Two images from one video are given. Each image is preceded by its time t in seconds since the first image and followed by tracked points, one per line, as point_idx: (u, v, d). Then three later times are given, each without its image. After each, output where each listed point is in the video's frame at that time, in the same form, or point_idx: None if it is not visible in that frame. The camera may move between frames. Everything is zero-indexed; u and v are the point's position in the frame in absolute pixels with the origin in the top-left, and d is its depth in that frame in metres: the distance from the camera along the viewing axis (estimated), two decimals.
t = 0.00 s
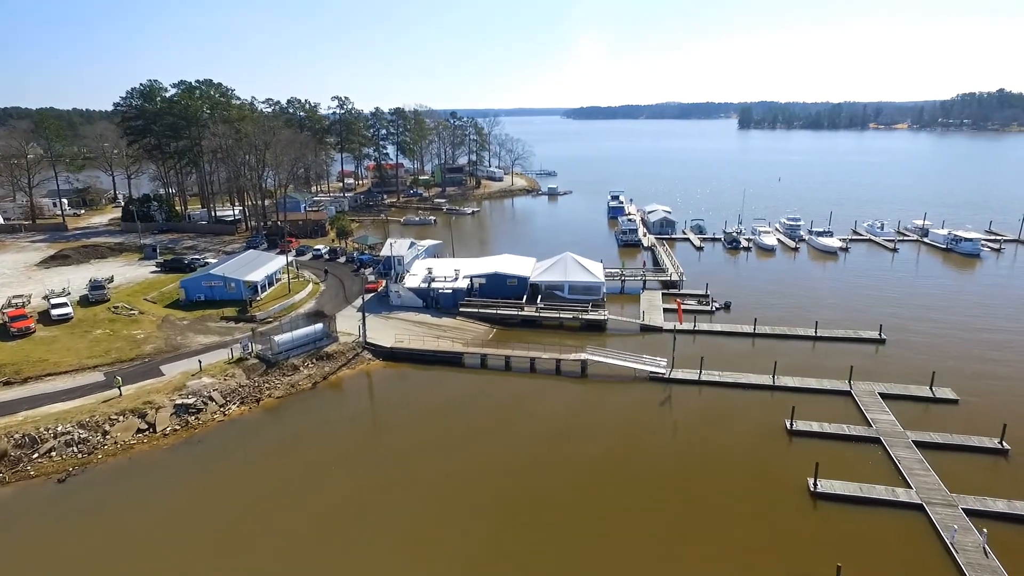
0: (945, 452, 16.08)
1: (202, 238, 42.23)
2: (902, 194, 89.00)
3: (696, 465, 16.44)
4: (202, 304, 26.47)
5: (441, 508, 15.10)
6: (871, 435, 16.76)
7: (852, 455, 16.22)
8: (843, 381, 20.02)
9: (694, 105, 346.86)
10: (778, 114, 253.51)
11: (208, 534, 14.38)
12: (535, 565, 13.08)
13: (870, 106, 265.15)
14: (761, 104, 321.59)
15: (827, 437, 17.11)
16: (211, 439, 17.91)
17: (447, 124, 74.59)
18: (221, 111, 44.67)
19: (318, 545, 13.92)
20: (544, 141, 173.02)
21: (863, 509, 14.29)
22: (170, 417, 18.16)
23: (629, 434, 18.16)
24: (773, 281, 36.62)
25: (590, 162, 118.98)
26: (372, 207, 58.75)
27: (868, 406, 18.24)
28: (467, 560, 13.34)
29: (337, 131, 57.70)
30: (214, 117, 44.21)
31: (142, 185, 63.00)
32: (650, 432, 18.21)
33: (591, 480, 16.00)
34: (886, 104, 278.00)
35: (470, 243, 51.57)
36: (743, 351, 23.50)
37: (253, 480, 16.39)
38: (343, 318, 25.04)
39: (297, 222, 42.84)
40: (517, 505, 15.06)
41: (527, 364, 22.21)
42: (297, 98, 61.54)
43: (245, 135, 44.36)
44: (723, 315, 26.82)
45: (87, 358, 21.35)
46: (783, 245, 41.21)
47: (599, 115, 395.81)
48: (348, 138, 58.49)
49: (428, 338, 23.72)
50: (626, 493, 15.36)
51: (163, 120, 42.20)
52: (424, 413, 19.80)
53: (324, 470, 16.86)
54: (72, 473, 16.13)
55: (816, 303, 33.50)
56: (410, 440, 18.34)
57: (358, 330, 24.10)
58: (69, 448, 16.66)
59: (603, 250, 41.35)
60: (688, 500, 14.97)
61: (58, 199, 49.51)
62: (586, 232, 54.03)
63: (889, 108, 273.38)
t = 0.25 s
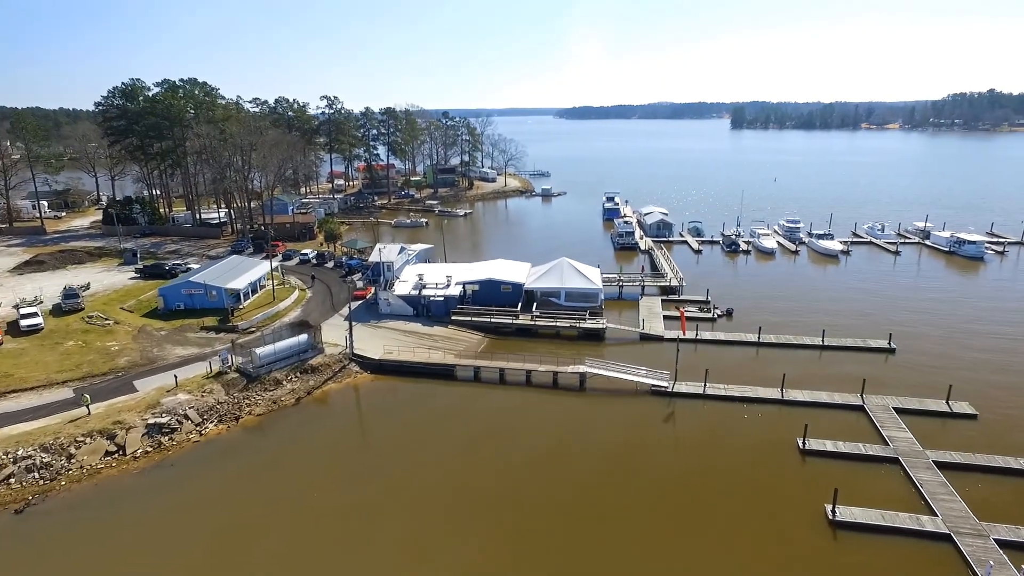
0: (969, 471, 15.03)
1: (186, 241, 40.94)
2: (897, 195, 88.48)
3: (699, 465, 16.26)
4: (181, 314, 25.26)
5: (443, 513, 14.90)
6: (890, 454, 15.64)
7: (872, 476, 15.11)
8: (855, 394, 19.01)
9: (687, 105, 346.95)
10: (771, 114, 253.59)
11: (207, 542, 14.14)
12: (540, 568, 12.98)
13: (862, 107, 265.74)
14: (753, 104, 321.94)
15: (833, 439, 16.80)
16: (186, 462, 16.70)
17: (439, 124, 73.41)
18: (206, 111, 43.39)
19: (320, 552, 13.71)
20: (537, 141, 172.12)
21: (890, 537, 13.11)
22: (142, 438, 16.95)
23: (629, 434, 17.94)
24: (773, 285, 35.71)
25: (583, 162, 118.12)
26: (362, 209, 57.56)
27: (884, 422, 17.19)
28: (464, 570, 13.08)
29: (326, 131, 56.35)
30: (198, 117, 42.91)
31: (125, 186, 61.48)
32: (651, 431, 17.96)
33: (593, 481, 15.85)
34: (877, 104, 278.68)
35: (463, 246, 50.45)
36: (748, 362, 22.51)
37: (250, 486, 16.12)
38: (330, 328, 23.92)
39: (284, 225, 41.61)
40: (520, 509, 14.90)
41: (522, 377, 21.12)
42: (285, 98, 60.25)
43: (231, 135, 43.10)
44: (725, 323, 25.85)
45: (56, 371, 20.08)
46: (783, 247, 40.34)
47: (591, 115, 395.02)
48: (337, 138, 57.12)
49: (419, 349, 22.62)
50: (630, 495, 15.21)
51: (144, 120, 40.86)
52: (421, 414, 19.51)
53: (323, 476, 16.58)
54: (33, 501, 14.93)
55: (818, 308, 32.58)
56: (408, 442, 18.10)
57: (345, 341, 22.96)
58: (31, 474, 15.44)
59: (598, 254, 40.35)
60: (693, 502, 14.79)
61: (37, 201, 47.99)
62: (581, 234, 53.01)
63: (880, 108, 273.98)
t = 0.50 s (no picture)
0: (997, 496, 14.04)
1: (169, 245, 39.64)
2: (893, 195, 87.94)
3: (705, 476, 15.67)
4: (159, 323, 24.07)
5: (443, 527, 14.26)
6: (911, 477, 14.65)
7: (894, 503, 14.08)
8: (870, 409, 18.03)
9: (679, 105, 346.97)
10: (764, 114, 253.53)
11: (195, 562, 13.35)
12: None
13: (854, 107, 266.11)
14: (746, 104, 322.08)
15: (839, 449, 16.26)
16: (159, 488, 15.54)
17: (431, 124, 72.24)
18: (190, 110, 42.12)
19: (316, 570, 13.02)
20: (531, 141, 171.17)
21: (921, 575, 12.10)
22: (110, 462, 15.75)
23: (630, 443, 17.33)
24: (775, 289, 34.80)
25: (577, 162, 117.22)
26: (352, 211, 56.34)
27: (903, 441, 16.19)
28: None
29: (317, 134, 55.90)
30: (183, 116, 41.61)
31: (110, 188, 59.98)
32: (653, 440, 17.33)
33: (596, 494, 15.22)
34: (870, 104, 279.21)
35: (456, 249, 49.33)
36: (754, 373, 21.50)
37: (238, 502, 15.35)
38: (316, 340, 22.77)
39: (271, 228, 40.39)
40: (523, 523, 14.27)
41: (518, 391, 20.00)
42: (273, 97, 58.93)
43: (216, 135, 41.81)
44: (728, 331, 24.88)
45: (21, 387, 18.81)
46: (783, 250, 39.46)
47: (585, 115, 394.61)
48: (326, 140, 56.27)
49: (409, 361, 21.50)
50: (637, 508, 14.58)
51: (126, 120, 39.56)
52: (413, 423, 18.81)
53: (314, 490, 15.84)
54: None
55: (822, 313, 31.67)
56: (401, 452, 17.41)
57: (332, 353, 21.80)
58: None
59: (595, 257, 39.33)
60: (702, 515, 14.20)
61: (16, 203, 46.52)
62: (576, 236, 51.99)
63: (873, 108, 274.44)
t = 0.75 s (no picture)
0: None
1: (151, 250, 38.30)
2: (889, 196, 87.46)
3: (712, 498, 14.73)
4: (134, 334, 22.86)
5: (435, 557, 13.24)
6: (935, 503, 13.65)
7: (919, 531, 13.07)
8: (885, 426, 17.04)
9: (672, 105, 346.87)
10: (756, 114, 253.55)
11: None
12: None
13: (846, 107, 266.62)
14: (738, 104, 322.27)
15: (845, 464, 15.45)
16: (125, 519, 14.29)
17: (423, 124, 71.07)
18: (172, 110, 40.78)
19: None
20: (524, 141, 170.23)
21: None
22: (72, 490, 14.53)
23: (632, 462, 16.29)
24: (776, 294, 33.86)
25: (570, 162, 116.34)
26: (342, 213, 55.10)
27: (923, 460, 15.21)
28: None
29: (305, 135, 54.75)
30: (165, 116, 40.26)
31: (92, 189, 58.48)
32: (653, 456, 16.39)
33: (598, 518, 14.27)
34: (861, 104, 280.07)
35: (448, 252, 48.16)
36: (760, 385, 20.47)
37: (215, 530, 14.19)
38: (300, 351, 21.62)
39: (257, 231, 39.10)
40: (522, 552, 13.31)
41: (513, 407, 18.88)
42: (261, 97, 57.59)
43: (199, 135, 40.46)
44: (731, 339, 23.93)
45: None
46: (783, 253, 38.60)
47: (577, 115, 394.08)
48: (314, 140, 55.07)
49: (398, 375, 20.34)
50: (644, 536, 13.62)
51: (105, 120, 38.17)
52: (398, 439, 17.79)
53: (297, 515, 14.74)
54: None
55: (825, 319, 30.74)
56: (387, 471, 16.37)
57: (316, 366, 20.63)
58: None
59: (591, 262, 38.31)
60: (714, 542, 13.30)
61: None
62: (571, 238, 50.96)
63: (865, 109, 275.21)
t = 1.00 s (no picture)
0: None
1: (125, 255, 36.77)
2: (878, 196, 87.30)
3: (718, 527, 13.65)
4: (102, 348, 21.51)
5: None
6: (961, 532, 12.73)
7: (946, 565, 12.13)
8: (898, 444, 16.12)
9: (659, 105, 347.16)
10: (744, 113, 254.12)
11: None
12: None
13: (833, 107, 268.03)
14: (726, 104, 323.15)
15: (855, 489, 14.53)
16: (81, 558, 13.02)
17: (410, 124, 69.75)
18: (148, 109, 39.23)
19: None
20: (512, 141, 169.26)
21: None
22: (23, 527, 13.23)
23: (632, 486, 15.25)
24: (773, 298, 33.00)
25: (559, 162, 115.40)
26: (327, 216, 53.71)
27: (942, 483, 14.29)
28: None
29: (289, 134, 53.32)
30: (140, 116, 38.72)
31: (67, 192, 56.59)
32: (653, 480, 15.34)
33: (597, 553, 13.10)
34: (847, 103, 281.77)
35: (436, 255, 46.97)
36: (761, 398, 19.45)
37: (179, 567, 12.95)
38: (278, 366, 20.38)
39: (237, 236, 37.71)
40: None
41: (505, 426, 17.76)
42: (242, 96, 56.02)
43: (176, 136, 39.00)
44: (730, 348, 23.03)
45: None
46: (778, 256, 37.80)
47: (565, 115, 393.59)
48: (298, 140, 53.63)
49: (382, 391, 19.16)
50: (645, 571, 12.52)
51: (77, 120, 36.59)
52: (376, 462, 16.56)
53: (266, 550, 13.46)
54: None
55: (825, 324, 29.87)
56: (364, 499, 15.15)
57: (295, 382, 19.39)
58: None
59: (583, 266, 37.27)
60: None
61: None
62: (561, 240, 49.94)
63: (850, 108, 276.88)
